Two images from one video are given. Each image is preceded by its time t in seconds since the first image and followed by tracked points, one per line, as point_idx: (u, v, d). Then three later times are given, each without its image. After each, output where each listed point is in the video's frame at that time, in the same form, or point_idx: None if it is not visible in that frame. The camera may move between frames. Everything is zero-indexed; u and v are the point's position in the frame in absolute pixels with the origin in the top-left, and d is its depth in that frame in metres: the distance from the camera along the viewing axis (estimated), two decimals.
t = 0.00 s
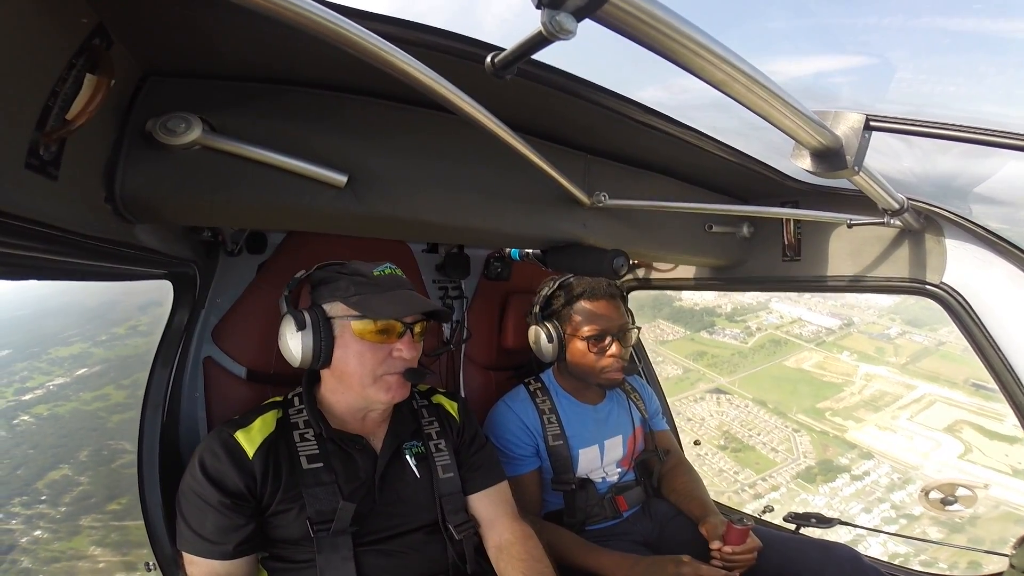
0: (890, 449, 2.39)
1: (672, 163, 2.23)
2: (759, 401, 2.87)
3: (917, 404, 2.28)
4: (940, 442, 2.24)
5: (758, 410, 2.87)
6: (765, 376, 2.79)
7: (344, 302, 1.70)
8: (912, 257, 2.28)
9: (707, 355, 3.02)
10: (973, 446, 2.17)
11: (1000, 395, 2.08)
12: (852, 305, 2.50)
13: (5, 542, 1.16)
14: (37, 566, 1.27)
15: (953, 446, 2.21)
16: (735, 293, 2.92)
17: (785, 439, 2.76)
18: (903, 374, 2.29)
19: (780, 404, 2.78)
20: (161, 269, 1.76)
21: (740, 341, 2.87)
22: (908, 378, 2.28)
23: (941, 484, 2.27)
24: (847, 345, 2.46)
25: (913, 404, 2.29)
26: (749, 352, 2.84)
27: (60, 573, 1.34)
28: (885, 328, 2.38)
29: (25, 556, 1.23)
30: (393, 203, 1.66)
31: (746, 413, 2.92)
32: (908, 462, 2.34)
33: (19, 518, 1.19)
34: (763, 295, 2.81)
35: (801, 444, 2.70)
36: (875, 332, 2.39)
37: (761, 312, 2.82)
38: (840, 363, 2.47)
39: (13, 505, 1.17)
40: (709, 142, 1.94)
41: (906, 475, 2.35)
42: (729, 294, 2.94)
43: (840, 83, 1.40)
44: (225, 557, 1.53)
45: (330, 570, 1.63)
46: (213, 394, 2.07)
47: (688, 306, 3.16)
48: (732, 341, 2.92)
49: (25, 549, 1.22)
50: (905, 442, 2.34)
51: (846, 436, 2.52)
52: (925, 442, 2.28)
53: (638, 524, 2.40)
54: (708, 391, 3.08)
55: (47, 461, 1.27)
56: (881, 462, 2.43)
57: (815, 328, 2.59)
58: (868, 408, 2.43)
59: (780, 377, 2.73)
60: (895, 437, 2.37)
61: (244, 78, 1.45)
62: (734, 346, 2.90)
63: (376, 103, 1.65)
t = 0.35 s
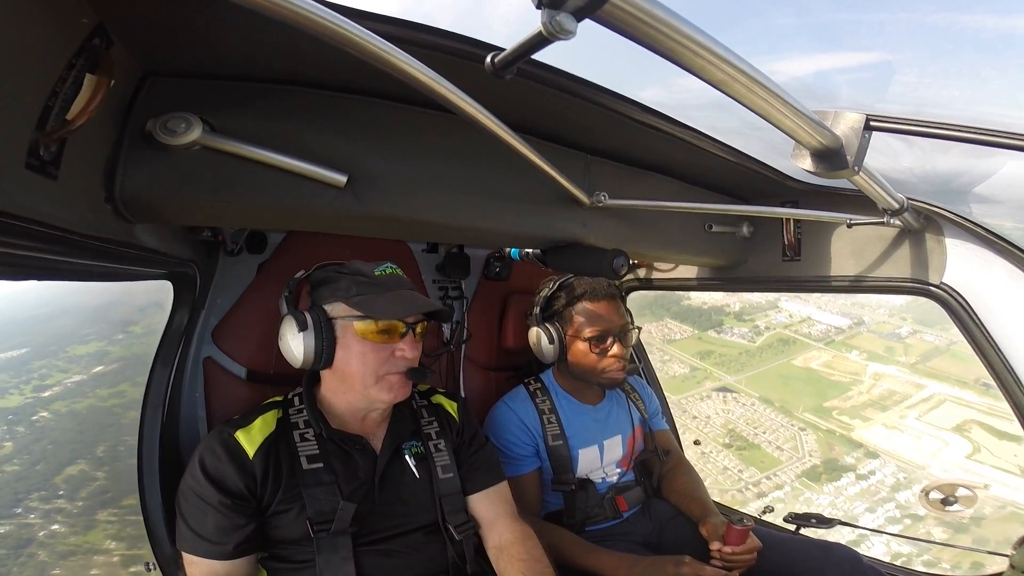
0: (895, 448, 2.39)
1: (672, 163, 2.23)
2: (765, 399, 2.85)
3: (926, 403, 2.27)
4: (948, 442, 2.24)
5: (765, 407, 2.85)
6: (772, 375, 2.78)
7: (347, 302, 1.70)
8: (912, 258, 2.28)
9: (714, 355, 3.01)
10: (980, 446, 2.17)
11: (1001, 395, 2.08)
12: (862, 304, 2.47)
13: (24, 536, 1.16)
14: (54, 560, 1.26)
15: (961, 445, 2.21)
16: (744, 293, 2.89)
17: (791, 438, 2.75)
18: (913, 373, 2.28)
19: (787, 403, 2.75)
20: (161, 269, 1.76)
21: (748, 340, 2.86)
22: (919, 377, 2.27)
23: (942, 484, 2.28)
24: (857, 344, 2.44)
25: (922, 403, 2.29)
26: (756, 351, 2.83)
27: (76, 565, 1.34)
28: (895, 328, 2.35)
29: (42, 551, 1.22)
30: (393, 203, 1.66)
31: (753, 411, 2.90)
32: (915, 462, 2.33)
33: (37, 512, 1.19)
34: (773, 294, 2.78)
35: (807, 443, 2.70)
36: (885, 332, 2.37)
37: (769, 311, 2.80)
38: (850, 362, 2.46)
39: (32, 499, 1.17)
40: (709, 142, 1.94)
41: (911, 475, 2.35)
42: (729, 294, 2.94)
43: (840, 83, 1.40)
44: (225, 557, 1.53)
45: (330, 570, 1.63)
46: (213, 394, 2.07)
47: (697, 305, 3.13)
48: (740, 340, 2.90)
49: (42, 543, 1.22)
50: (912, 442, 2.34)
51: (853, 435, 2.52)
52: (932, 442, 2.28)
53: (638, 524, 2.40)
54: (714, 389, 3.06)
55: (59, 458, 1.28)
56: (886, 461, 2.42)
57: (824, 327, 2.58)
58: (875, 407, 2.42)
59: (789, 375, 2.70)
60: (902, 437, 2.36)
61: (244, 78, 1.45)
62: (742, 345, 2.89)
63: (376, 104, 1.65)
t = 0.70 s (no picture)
0: (905, 450, 2.39)
1: (672, 163, 2.23)
2: (771, 399, 2.84)
3: (937, 404, 2.27)
4: (957, 443, 2.24)
5: (772, 408, 2.85)
6: (784, 375, 2.75)
7: (357, 305, 1.70)
8: (912, 257, 2.28)
9: (723, 354, 2.99)
10: (991, 449, 2.18)
11: (1000, 394, 2.08)
12: (873, 304, 2.45)
13: (43, 527, 1.25)
14: (73, 551, 1.36)
15: (970, 446, 2.21)
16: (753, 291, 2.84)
17: (796, 438, 2.76)
18: (924, 374, 2.28)
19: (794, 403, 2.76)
20: (161, 269, 1.76)
21: (758, 339, 2.83)
22: (930, 378, 2.27)
23: (941, 483, 2.30)
24: (868, 344, 2.43)
25: (933, 404, 2.28)
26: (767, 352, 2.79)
27: (93, 557, 1.44)
28: (908, 327, 2.33)
29: (61, 542, 1.31)
30: (393, 203, 1.66)
31: (760, 411, 2.90)
32: (922, 462, 2.34)
33: (56, 505, 1.28)
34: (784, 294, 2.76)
35: (813, 443, 2.70)
36: (898, 331, 2.35)
37: (780, 309, 2.77)
38: (860, 362, 2.46)
39: (50, 492, 1.26)
40: (709, 142, 1.94)
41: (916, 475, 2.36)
42: (729, 294, 2.94)
43: (840, 83, 1.40)
44: (224, 557, 1.53)
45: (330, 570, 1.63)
46: (213, 394, 2.07)
47: (706, 303, 3.08)
48: (749, 339, 2.88)
49: (61, 534, 1.31)
50: (920, 443, 2.34)
51: (860, 436, 2.52)
52: (941, 443, 2.28)
53: (637, 523, 2.40)
54: (723, 389, 3.05)
55: (60, 457, 1.28)
56: (893, 461, 2.43)
57: (834, 325, 2.56)
58: (886, 408, 2.42)
59: (795, 375, 2.71)
60: (912, 438, 2.37)
61: (244, 78, 1.45)
62: (751, 344, 2.86)
63: (376, 103, 1.65)
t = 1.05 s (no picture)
0: (911, 454, 2.39)
1: (672, 163, 2.23)
2: (777, 402, 2.85)
3: (946, 409, 2.27)
4: (964, 448, 2.24)
5: (778, 411, 2.86)
6: (793, 379, 2.76)
7: (357, 304, 1.70)
8: (912, 257, 2.28)
9: (731, 356, 2.98)
10: (996, 453, 2.17)
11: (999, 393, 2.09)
12: (884, 307, 2.41)
13: (57, 520, 1.26)
14: (84, 543, 1.37)
15: (976, 451, 2.22)
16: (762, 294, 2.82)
17: (801, 441, 2.77)
18: (933, 379, 2.28)
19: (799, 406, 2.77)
20: (161, 269, 1.76)
21: (766, 343, 2.82)
22: (939, 383, 2.26)
23: (940, 483, 2.31)
24: (878, 349, 2.43)
25: (941, 409, 2.29)
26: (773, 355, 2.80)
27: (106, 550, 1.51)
28: (918, 331, 2.30)
29: (72, 534, 1.32)
30: (393, 203, 1.66)
31: (766, 414, 2.90)
32: (926, 466, 2.35)
33: (69, 497, 1.31)
34: (791, 296, 2.73)
35: (818, 446, 2.72)
36: (908, 336, 2.32)
37: (789, 312, 2.75)
38: (869, 366, 2.46)
39: (68, 484, 1.30)
40: (709, 142, 1.94)
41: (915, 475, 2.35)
42: (729, 294, 2.95)
43: (840, 84, 1.40)
44: (224, 556, 1.53)
45: (330, 569, 1.63)
46: (213, 394, 2.07)
47: (714, 306, 3.05)
48: (757, 342, 2.87)
49: (74, 527, 1.33)
50: (927, 447, 2.34)
51: (865, 439, 2.53)
52: (949, 448, 2.28)
53: (637, 523, 2.40)
54: (728, 391, 3.05)
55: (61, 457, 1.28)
56: (898, 465, 2.43)
57: (843, 330, 2.54)
58: (893, 412, 2.42)
59: (805, 379, 2.72)
60: (918, 441, 2.37)
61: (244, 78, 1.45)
62: (759, 347, 2.86)
63: (376, 103, 1.65)
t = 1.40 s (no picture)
0: (916, 456, 2.38)
1: (672, 163, 2.23)
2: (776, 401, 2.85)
3: (953, 412, 2.25)
4: (971, 451, 2.23)
5: (783, 411, 2.84)
6: (794, 378, 2.75)
7: (355, 303, 1.71)
8: (912, 258, 2.29)
9: (737, 358, 2.93)
10: (1002, 456, 2.16)
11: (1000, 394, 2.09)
12: (897, 311, 2.37)
13: (74, 511, 1.32)
14: (98, 534, 1.44)
15: (983, 454, 2.21)
16: (775, 296, 2.78)
17: (806, 441, 2.76)
18: (942, 382, 2.26)
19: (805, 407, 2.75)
20: (161, 270, 1.76)
21: (775, 345, 2.77)
22: (948, 386, 2.24)
23: (941, 483, 2.31)
24: (888, 352, 2.39)
25: (949, 411, 2.27)
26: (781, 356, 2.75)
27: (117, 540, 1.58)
28: (931, 335, 2.26)
29: (76, 533, 1.33)
30: (393, 203, 1.66)
31: (769, 414, 2.89)
32: (932, 469, 2.34)
33: (85, 490, 1.37)
34: (804, 298, 2.69)
35: (822, 447, 2.71)
36: (920, 340, 2.29)
37: (799, 315, 2.70)
38: (877, 368, 2.43)
39: (84, 478, 1.38)
40: (709, 142, 1.94)
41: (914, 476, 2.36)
42: (730, 294, 2.95)
43: (840, 84, 1.40)
44: (223, 555, 1.53)
45: (329, 568, 1.63)
46: (213, 394, 2.07)
47: (723, 308, 3.02)
48: (766, 344, 2.81)
49: (89, 518, 1.40)
50: (934, 450, 2.33)
51: (870, 441, 2.52)
52: (955, 451, 2.27)
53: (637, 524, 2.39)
54: (733, 391, 3.02)
55: (62, 456, 1.29)
56: (903, 467, 2.42)
57: (854, 333, 2.49)
58: (899, 415, 2.41)
59: (812, 381, 2.68)
60: (924, 444, 2.36)
61: (244, 78, 1.45)
62: (768, 350, 2.80)
63: (376, 103, 1.65)
